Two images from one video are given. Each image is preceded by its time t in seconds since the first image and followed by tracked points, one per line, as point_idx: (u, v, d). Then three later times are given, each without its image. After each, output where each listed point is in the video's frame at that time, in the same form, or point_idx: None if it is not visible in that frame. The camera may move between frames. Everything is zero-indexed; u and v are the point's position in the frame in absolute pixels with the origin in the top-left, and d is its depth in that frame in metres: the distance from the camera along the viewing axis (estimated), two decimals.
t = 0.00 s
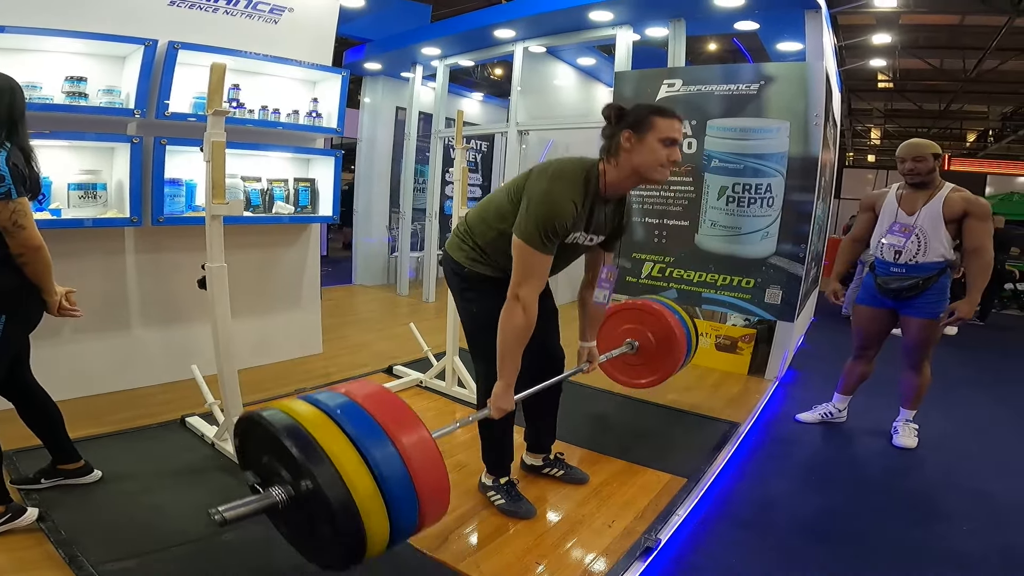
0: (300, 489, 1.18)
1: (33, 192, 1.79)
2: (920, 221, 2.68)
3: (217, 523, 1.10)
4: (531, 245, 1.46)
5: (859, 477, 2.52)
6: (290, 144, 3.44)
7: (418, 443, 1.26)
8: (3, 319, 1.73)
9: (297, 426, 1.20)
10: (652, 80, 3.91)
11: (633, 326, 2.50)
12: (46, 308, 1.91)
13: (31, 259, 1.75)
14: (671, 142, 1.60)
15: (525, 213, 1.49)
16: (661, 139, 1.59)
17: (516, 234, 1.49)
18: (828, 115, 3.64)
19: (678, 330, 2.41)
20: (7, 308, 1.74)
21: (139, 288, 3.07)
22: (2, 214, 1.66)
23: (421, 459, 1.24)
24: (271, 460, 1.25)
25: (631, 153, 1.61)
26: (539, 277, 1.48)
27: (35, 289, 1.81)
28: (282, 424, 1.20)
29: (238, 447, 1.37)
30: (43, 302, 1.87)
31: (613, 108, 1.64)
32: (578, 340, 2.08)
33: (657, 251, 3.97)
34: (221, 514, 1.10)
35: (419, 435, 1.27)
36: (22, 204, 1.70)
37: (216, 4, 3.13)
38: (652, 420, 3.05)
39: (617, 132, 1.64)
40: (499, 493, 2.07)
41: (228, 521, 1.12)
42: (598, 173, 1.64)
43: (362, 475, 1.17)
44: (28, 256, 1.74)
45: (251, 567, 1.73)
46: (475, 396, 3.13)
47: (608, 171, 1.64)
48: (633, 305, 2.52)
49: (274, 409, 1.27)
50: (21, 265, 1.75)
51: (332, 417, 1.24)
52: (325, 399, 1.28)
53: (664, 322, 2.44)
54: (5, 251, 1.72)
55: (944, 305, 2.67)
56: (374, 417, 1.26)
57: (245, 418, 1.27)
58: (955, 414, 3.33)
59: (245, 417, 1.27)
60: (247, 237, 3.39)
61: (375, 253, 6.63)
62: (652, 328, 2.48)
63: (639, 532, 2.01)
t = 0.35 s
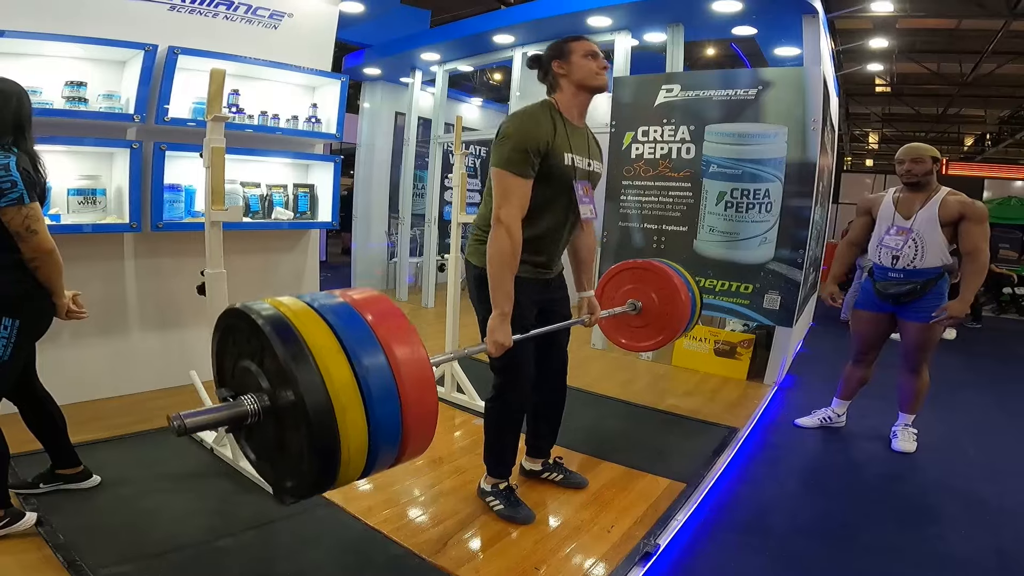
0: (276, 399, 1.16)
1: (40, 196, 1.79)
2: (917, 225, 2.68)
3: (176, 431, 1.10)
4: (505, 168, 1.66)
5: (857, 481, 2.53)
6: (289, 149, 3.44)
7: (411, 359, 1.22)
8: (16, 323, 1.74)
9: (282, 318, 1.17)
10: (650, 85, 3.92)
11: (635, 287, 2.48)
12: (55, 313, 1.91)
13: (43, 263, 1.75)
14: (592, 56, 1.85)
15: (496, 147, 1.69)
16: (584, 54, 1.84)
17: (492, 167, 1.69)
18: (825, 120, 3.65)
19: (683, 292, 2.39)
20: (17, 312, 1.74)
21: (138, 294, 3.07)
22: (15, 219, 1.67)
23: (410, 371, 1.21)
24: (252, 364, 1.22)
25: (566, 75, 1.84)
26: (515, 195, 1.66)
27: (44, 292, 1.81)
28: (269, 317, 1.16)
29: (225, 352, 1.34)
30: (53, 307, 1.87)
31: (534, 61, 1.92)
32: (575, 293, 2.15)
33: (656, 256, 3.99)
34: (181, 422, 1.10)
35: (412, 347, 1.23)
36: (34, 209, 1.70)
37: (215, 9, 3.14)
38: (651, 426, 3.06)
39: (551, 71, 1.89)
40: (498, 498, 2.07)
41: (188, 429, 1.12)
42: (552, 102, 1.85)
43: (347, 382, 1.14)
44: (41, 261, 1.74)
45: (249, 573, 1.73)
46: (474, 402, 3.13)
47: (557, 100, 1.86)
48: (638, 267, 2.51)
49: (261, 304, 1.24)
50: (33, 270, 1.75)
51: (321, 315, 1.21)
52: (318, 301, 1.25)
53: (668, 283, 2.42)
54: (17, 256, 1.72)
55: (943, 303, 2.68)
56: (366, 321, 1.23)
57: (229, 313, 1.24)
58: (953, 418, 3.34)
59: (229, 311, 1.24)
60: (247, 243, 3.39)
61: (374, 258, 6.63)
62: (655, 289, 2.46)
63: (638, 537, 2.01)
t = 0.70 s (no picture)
0: (278, 363, 1.16)
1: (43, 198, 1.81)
2: (918, 227, 2.69)
3: (169, 392, 1.11)
4: (479, 152, 1.73)
5: (858, 483, 2.53)
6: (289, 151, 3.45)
7: (421, 326, 1.22)
8: (20, 324, 1.74)
9: (288, 275, 1.18)
10: (650, 86, 3.93)
11: (642, 277, 2.49)
12: (57, 317, 1.91)
13: (47, 265, 1.74)
14: (545, 49, 1.89)
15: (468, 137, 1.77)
16: (539, 47, 1.88)
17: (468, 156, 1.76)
18: (825, 120, 3.65)
19: (691, 282, 2.39)
20: (20, 314, 1.74)
21: (139, 295, 3.07)
22: (19, 221, 1.66)
23: (418, 337, 1.21)
24: (255, 328, 1.22)
25: (525, 67, 1.88)
26: (493, 174, 1.73)
27: (47, 294, 1.81)
28: (275, 274, 1.17)
29: (228, 315, 1.35)
30: (57, 308, 1.87)
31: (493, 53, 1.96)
32: (578, 278, 2.17)
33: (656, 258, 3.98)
34: (174, 384, 1.10)
35: (422, 314, 1.23)
36: (37, 211, 1.70)
37: (215, 10, 3.14)
38: (652, 427, 3.05)
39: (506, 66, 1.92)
40: (499, 500, 2.07)
41: (184, 391, 1.12)
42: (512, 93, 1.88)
43: (352, 345, 1.14)
44: (44, 263, 1.73)
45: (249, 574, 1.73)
46: (475, 403, 3.14)
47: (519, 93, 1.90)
48: (644, 256, 2.51)
49: (270, 263, 1.25)
50: (36, 271, 1.75)
51: (329, 277, 1.21)
52: (330, 263, 1.25)
53: (676, 272, 2.42)
54: (20, 259, 1.72)
55: (944, 301, 2.67)
56: (376, 285, 1.23)
57: (235, 272, 1.24)
58: (954, 419, 3.34)
59: (235, 269, 1.24)
60: (247, 244, 3.39)
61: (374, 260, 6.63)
62: (662, 279, 2.47)
63: (639, 539, 2.00)
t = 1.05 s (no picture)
0: (277, 362, 1.16)
1: (37, 197, 1.80)
2: (918, 226, 2.69)
3: (166, 394, 1.11)
4: (483, 152, 1.73)
5: (859, 482, 2.53)
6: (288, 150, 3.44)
7: (421, 325, 1.22)
8: (12, 326, 1.74)
9: (288, 274, 1.18)
10: (650, 85, 3.92)
11: (641, 280, 2.49)
12: (51, 318, 1.91)
13: (40, 266, 1.74)
14: (546, 46, 1.89)
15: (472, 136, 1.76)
16: (539, 44, 1.89)
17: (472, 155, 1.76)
18: (825, 119, 3.65)
19: (688, 283, 2.39)
20: (13, 315, 1.74)
21: (139, 296, 3.07)
22: (10, 222, 1.65)
23: (418, 336, 1.21)
24: (253, 327, 1.22)
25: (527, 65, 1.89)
26: (497, 173, 1.73)
27: (42, 296, 1.81)
28: (275, 273, 1.17)
29: (227, 315, 1.34)
30: (51, 309, 1.87)
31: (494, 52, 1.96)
32: (577, 280, 2.17)
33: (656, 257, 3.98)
34: (171, 385, 1.11)
35: (422, 314, 1.23)
36: (29, 212, 1.69)
37: (214, 10, 3.14)
38: (653, 426, 3.05)
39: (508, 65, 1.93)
40: (499, 499, 2.07)
41: (180, 390, 1.12)
42: (516, 92, 1.88)
43: (352, 343, 1.14)
44: (36, 264, 1.73)
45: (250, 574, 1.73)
46: (475, 402, 3.13)
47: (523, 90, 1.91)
48: (641, 259, 2.51)
49: (269, 261, 1.25)
50: (29, 273, 1.74)
51: (329, 276, 1.21)
52: (329, 263, 1.25)
53: (674, 275, 2.42)
54: (12, 260, 1.72)
55: (945, 300, 2.67)
56: (376, 284, 1.24)
57: (234, 270, 1.24)
58: (954, 418, 3.34)
59: (234, 268, 1.23)
60: (246, 243, 3.38)
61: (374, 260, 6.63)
62: (660, 282, 2.46)
63: (639, 538, 2.00)
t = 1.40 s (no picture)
0: (279, 368, 1.15)
1: (29, 196, 1.78)
2: (920, 227, 2.69)
3: (166, 403, 1.13)
4: (496, 151, 1.71)
5: (860, 481, 2.52)
6: (289, 150, 3.44)
7: (421, 330, 1.22)
8: (9, 326, 1.73)
9: (288, 280, 1.17)
10: (650, 85, 3.92)
11: (639, 282, 2.48)
12: (49, 318, 1.91)
13: (35, 265, 1.74)
14: (568, 45, 1.88)
15: (486, 133, 1.75)
16: (561, 44, 1.86)
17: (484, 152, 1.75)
18: (826, 119, 3.64)
19: (686, 284, 2.39)
20: (10, 315, 1.73)
21: (139, 296, 3.07)
22: (3, 221, 1.66)
23: (419, 341, 1.20)
24: (253, 334, 1.21)
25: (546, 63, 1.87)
26: (507, 175, 1.71)
27: (39, 296, 1.81)
28: (276, 280, 1.17)
29: (227, 323, 1.34)
30: (48, 309, 1.87)
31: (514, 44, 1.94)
32: (578, 282, 2.17)
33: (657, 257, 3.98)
34: (171, 394, 1.13)
35: (424, 319, 1.23)
36: (21, 211, 1.70)
37: (214, 10, 3.14)
38: (653, 426, 3.05)
39: (528, 59, 1.91)
40: (500, 499, 2.06)
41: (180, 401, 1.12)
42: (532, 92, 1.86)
43: (354, 349, 1.14)
44: (31, 264, 1.73)
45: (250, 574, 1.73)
46: (476, 402, 3.13)
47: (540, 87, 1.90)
48: (639, 261, 2.51)
49: (268, 268, 1.24)
50: (25, 273, 1.75)
51: (329, 282, 1.21)
52: (329, 270, 1.25)
53: (672, 277, 2.42)
54: (8, 259, 1.72)
55: (945, 302, 2.67)
56: (376, 290, 1.23)
57: (233, 277, 1.23)
58: (955, 417, 3.33)
59: (234, 275, 1.23)
60: (246, 243, 3.38)
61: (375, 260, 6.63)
62: (658, 284, 2.46)
63: (640, 538, 2.00)
